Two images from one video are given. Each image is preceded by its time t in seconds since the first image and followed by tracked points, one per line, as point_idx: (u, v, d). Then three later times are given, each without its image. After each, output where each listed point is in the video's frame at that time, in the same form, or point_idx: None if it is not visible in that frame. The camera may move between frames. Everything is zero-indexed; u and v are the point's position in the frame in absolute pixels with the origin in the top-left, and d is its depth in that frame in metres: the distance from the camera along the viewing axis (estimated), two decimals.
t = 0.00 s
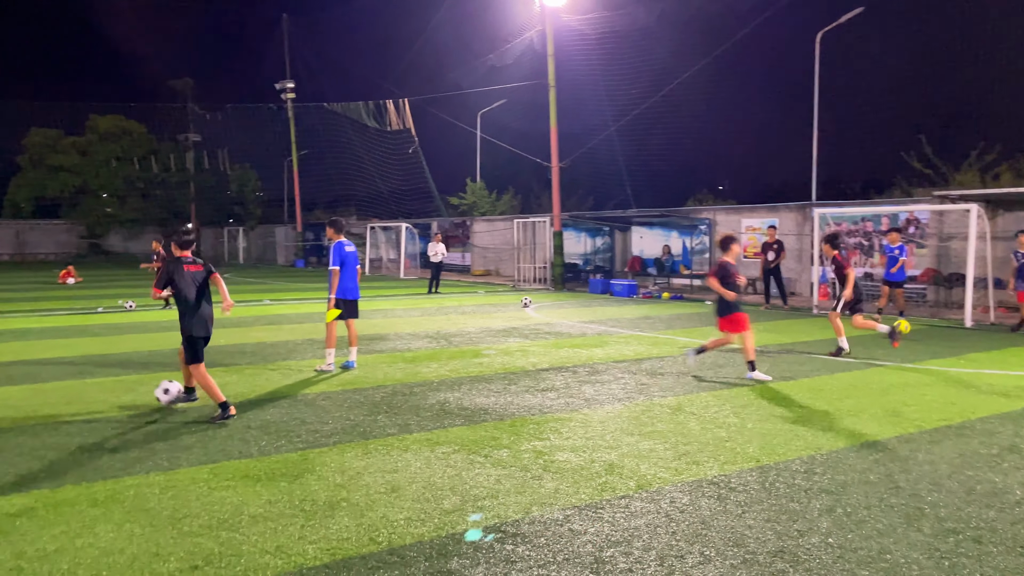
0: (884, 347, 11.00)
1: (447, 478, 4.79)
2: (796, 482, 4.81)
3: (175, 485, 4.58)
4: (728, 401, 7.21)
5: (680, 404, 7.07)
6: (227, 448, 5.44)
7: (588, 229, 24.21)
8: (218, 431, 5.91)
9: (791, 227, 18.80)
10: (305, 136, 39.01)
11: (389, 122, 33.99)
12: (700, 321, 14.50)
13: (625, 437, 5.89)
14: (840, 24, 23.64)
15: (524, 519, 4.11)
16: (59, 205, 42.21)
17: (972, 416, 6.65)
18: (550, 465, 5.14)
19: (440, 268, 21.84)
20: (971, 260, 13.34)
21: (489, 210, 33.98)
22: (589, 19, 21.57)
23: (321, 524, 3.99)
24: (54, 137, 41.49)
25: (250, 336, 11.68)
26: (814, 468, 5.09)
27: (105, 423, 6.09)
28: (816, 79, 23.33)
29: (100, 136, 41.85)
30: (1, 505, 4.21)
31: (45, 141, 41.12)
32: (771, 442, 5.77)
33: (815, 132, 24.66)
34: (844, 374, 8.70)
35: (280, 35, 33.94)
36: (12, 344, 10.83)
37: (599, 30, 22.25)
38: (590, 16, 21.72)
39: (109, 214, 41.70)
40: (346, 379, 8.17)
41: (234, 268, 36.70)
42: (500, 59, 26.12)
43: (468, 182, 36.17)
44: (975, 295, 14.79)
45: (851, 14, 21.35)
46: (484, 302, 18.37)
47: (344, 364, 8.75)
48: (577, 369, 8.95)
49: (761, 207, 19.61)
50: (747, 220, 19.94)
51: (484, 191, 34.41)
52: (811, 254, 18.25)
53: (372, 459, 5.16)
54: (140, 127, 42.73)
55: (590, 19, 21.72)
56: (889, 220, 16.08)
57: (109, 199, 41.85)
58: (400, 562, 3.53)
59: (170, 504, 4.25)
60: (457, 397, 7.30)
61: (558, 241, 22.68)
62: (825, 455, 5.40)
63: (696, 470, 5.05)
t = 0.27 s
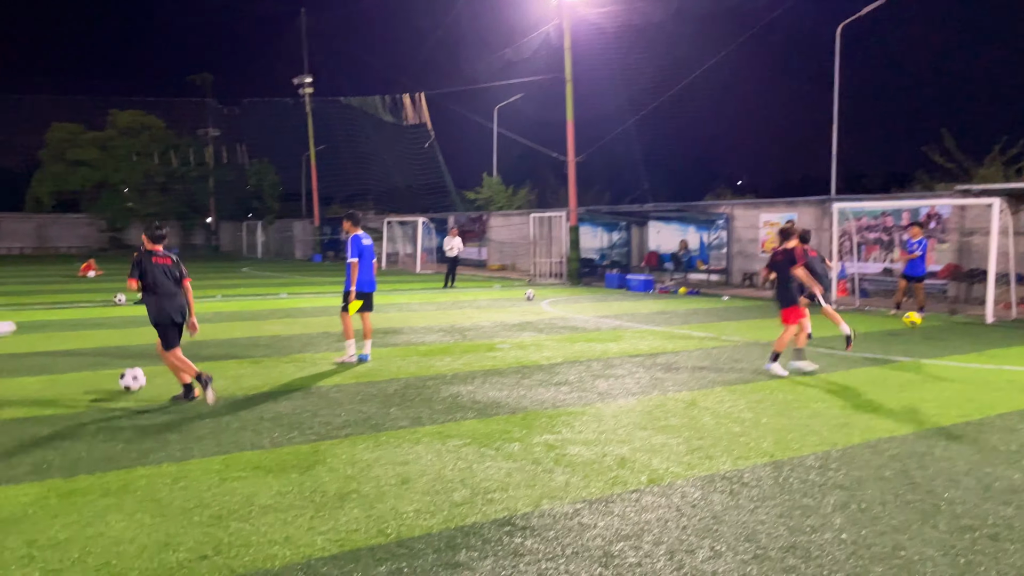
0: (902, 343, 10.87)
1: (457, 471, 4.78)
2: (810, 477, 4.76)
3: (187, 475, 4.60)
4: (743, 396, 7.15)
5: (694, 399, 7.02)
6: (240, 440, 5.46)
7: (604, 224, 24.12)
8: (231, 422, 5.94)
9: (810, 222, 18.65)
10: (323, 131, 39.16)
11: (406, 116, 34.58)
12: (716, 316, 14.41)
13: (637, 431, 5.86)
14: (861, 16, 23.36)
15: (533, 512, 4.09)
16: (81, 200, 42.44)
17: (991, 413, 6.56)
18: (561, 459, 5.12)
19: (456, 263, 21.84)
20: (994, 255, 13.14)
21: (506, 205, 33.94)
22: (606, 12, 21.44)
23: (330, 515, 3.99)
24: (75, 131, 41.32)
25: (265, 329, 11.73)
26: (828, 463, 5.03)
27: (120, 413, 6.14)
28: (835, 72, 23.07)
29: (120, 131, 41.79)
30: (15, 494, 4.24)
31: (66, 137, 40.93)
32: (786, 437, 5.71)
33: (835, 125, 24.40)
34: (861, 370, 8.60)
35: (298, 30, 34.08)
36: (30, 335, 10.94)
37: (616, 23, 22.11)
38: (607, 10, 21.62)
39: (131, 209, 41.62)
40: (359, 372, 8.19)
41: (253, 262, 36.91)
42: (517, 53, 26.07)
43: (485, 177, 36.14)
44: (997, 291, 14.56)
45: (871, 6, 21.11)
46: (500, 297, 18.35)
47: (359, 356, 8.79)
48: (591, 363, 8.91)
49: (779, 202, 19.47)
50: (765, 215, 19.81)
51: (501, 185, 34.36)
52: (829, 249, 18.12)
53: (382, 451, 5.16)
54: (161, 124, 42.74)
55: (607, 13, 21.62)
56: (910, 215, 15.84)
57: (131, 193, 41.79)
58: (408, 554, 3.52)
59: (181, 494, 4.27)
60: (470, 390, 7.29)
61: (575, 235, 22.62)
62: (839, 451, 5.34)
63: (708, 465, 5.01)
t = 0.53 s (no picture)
0: (918, 339, 10.72)
1: (461, 465, 4.73)
2: (820, 475, 4.67)
3: (190, 467, 4.58)
4: (755, 392, 7.05)
5: (704, 395, 6.93)
6: (244, 432, 5.43)
7: (618, 218, 23.98)
8: (236, 414, 5.91)
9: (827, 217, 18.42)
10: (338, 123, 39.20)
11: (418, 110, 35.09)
12: (729, 311, 14.29)
13: (645, 426, 5.79)
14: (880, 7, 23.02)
15: (537, 509, 4.03)
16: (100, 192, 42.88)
17: (1008, 411, 6.42)
18: (567, 454, 5.05)
19: (468, 256, 21.81)
20: (1013, 249, 12.88)
21: (520, 198, 33.85)
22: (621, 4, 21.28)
23: (331, 509, 3.95)
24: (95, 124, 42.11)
25: (276, 321, 11.74)
26: (839, 461, 4.94)
27: (127, 404, 6.14)
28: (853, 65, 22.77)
29: (138, 124, 42.28)
30: (17, 485, 4.23)
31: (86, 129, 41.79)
32: (796, 434, 5.61)
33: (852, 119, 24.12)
34: (875, 366, 8.48)
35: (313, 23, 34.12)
36: (43, 326, 10.99)
37: (631, 16, 21.94)
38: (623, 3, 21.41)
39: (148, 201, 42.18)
40: (367, 364, 8.16)
41: (267, 255, 37.09)
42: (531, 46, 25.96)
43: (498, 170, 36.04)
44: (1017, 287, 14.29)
45: None
46: (513, 290, 18.30)
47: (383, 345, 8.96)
48: (601, 357, 8.84)
49: (795, 196, 19.24)
50: (781, 209, 19.58)
51: (514, 179, 34.25)
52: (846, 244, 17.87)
53: (387, 444, 5.12)
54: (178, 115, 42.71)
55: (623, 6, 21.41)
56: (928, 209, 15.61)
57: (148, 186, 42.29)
58: (407, 549, 3.48)
59: (183, 485, 4.25)
60: (478, 383, 7.25)
61: (588, 229, 22.52)
62: (851, 448, 5.24)
63: (716, 461, 4.93)
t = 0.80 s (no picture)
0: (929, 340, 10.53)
1: (455, 468, 4.61)
2: (824, 481, 4.53)
3: (178, 468, 4.49)
4: (760, 394, 6.90)
5: (708, 396, 6.78)
6: (237, 432, 5.34)
7: (628, 215, 23.80)
8: (230, 413, 5.83)
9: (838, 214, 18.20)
10: (347, 119, 39.15)
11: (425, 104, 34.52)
12: (738, 309, 14.12)
13: (646, 429, 5.66)
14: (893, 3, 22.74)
15: (530, 514, 3.91)
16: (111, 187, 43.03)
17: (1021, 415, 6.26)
18: (564, 457, 4.93)
19: (476, 253, 21.69)
20: None
21: (529, 195, 33.70)
22: None
23: (318, 513, 3.85)
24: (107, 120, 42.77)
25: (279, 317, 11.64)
26: (844, 466, 4.80)
27: (120, 402, 6.06)
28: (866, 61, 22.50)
29: (151, 120, 42.98)
30: (1, 486, 4.15)
31: (98, 125, 42.41)
32: (801, 438, 5.47)
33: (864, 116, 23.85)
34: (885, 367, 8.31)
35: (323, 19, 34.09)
36: (44, 322, 10.93)
37: (641, 11, 21.76)
38: None
39: (160, 196, 42.24)
40: (367, 363, 8.05)
41: (276, 251, 37.10)
42: (541, 41, 25.82)
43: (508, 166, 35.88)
44: None
45: None
46: (520, 287, 18.17)
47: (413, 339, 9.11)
48: (605, 357, 8.70)
49: (807, 193, 19.02)
50: (792, 207, 19.36)
51: (524, 175, 34.08)
52: (858, 242, 17.64)
53: (381, 445, 5.01)
54: (190, 112, 43.68)
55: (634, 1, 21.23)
56: (942, 207, 15.44)
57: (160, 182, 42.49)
58: (393, 558, 3.36)
59: (169, 488, 4.16)
60: (478, 383, 7.13)
61: (597, 226, 22.37)
62: (857, 453, 5.10)
63: (717, 466, 4.80)
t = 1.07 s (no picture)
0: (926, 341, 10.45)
1: (440, 473, 4.54)
2: (815, 488, 4.45)
3: (159, 473, 4.42)
4: (754, 396, 6.83)
5: (702, 399, 6.71)
6: (222, 434, 5.27)
7: (627, 214, 23.71)
8: (217, 414, 5.76)
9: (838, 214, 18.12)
10: (347, 117, 39.07)
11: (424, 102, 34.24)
12: (736, 310, 14.04)
13: (637, 432, 5.59)
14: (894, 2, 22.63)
15: (517, 522, 3.84)
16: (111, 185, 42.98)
17: (1019, 419, 6.17)
18: (553, 462, 4.86)
19: (474, 251, 21.62)
20: None
21: (529, 193, 33.59)
22: None
23: (299, 520, 3.78)
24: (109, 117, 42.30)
25: (274, 317, 11.58)
26: (837, 472, 4.72)
27: (106, 403, 6.00)
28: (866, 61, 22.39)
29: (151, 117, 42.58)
30: None
31: (98, 121, 41.96)
32: (794, 443, 5.39)
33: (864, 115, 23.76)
34: (882, 369, 8.24)
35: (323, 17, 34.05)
36: (37, 320, 10.88)
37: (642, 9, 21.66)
38: None
39: (160, 194, 42.01)
40: (358, 363, 7.98)
41: (276, 248, 37.02)
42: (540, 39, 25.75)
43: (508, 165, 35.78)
44: None
45: None
46: (519, 286, 18.11)
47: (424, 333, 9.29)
48: (600, 358, 8.63)
49: (806, 193, 18.94)
50: (792, 206, 19.28)
51: (524, 174, 33.98)
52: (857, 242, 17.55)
53: (367, 450, 4.94)
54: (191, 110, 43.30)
55: None
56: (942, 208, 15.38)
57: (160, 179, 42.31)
58: (372, 567, 3.29)
59: (149, 493, 4.09)
60: (469, 385, 7.06)
61: (596, 225, 22.28)
62: (851, 458, 5.02)
63: (708, 471, 4.73)
